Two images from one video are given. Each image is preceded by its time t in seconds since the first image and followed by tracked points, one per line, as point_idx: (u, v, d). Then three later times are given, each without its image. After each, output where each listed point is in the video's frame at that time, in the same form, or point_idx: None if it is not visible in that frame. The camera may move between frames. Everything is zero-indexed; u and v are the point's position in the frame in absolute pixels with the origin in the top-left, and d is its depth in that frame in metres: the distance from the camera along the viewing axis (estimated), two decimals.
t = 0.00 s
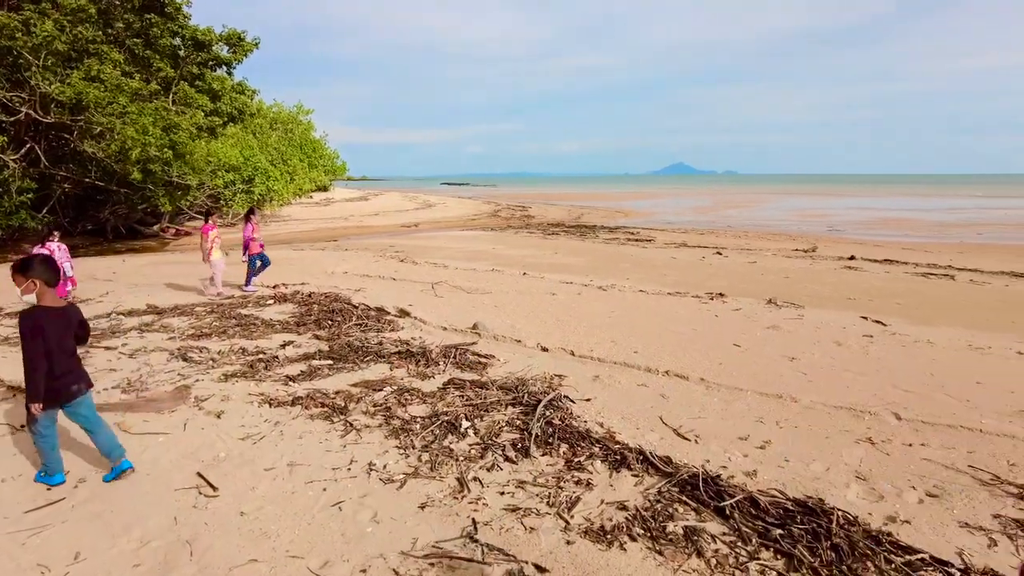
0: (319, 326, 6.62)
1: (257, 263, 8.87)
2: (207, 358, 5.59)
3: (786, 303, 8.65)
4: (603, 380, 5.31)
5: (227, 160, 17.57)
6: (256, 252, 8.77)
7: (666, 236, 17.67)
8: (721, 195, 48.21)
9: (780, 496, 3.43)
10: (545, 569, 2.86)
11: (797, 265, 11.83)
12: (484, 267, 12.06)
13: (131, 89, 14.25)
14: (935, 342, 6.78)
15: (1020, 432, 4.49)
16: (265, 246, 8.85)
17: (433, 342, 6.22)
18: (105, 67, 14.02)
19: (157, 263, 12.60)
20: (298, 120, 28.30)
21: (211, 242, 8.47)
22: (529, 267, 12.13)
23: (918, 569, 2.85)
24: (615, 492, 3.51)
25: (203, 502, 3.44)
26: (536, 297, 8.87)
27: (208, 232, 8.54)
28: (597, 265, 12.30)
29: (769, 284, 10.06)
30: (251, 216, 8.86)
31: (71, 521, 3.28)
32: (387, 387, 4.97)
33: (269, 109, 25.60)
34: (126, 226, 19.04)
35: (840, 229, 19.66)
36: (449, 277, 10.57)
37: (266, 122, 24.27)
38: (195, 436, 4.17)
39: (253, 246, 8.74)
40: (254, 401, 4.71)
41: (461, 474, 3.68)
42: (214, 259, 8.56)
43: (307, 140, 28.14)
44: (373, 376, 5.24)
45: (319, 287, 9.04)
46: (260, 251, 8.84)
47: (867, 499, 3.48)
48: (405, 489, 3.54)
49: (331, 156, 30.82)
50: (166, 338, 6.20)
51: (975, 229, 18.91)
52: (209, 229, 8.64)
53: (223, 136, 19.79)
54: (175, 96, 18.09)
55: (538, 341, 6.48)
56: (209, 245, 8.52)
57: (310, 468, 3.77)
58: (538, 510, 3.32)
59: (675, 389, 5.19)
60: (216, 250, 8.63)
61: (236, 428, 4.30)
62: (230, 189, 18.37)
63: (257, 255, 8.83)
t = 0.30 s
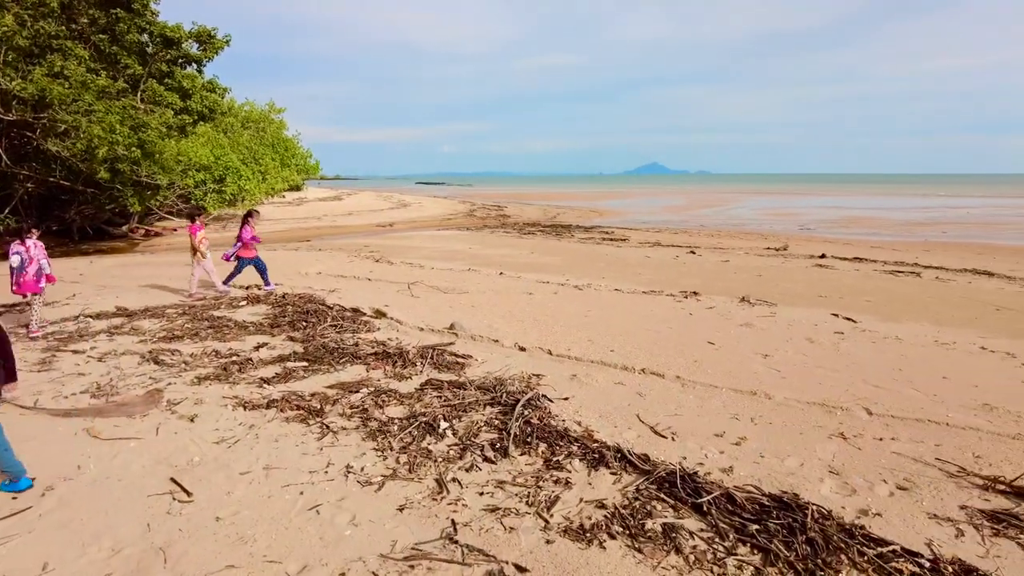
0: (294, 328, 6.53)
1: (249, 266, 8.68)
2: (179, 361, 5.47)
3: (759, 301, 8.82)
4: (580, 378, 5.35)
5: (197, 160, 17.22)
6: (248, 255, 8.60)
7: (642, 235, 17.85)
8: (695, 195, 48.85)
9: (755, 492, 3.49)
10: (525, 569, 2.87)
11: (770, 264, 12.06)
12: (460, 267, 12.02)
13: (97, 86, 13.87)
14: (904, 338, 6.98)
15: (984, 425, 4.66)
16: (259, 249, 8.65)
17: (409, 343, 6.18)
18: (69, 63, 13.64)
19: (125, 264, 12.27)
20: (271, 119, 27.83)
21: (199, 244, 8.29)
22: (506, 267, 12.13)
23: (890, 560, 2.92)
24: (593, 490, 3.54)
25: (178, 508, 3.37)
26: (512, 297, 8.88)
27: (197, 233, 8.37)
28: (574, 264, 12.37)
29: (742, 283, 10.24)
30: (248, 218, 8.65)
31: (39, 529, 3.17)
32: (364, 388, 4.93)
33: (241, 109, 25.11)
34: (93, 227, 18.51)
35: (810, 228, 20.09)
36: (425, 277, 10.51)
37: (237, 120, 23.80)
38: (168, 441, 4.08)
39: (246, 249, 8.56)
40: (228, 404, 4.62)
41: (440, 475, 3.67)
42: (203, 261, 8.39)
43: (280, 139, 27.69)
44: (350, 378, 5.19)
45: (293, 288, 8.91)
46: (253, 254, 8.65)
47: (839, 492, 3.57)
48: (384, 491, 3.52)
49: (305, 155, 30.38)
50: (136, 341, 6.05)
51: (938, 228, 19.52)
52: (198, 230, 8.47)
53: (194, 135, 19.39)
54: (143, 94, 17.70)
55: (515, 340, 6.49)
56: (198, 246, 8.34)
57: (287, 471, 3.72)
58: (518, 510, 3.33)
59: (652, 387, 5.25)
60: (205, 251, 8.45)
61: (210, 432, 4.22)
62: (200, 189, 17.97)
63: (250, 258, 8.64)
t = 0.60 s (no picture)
0: (276, 329, 6.46)
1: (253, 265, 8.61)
2: (160, 364, 5.38)
3: (740, 301, 8.94)
4: (565, 378, 5.37)
5: (177, 159, 16.94)
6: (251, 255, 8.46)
7: (625, 235, 17.98)
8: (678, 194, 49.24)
9: (738, 489, 3.55)
10: (511, 569, 2.89)
11: (751, 263, 12.22)
12: (445, 267, 11.99)
13: (72, 85, 13.59)
14: (882, 336, 7.13)
15: (959, 421, 4.79)
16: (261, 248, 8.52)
17: (394, 344, 6.16)
18: (44, 61, 13.36)
19: (103, 265, 12.03)
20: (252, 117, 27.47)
21: (199, 245, 8.16)
22: (490, 267, 12.14)
23: (869, 555, 2.99)
24: (579, 490, 3.57)
25: (161, 512, 3.32)
26: (497, 297, 8.88)
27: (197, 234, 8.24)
28: (558, 264, 12.42)
29: (724, 282, 10.38)
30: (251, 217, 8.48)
31: (19, 536, 3.09)
32: (348, 391, 4.89)
33: (221, 107, 24.75)
34: (70, 228, 18.11)
35: (790, 228, 20.40)
36: (409, 278, 10.45)
37: (217, 119, 23.46)
38: (150, 444, 4.02)
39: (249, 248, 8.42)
40: (211, 407, 4.56)
41: (426, 476, 3.67)
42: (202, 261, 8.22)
43: (262, 138, 27.34)
44: (334, 380, 5.15)
45: (275, 289, 8.80)
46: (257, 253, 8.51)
47: (820, 489, 3.64)
48: (370, 493, 3.51)
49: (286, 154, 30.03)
50: (116, 343, 5.93)
51: (914, 227, 19.97)
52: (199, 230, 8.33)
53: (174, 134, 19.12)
54: (121, 93, 17.42)
55: (500, 341, 6.50)
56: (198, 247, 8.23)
57: (271, 475, 3.69)
58: (504, 510, 3.35)
59: (636, 387, 5.30)
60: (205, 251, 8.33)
61: (193, 435, 4.16)
62: (180, 189, 17.66)
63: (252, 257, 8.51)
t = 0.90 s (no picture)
0: (262, 331, 6.41)
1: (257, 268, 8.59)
2: (145, 366, 5.32)
3: (725, 300, 9.04)
4: (551, 378, 5.40)
5: (160, 160, 16.73)
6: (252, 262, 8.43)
7: (611, 235, 18.09)
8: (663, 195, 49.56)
9: (722, 486, 3.60)
10: (498, 567, 2.90)
11: (736, 263, 12.36)
12: (433, 267, 11.98)
13: (53, 84, 13.57)
14: (864, 334, 7.26)
15: (939, 417, 4.89)
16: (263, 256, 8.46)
17: (381, 344, 6.15)
18: (24, 59, 13.21)
19: (85, 267, 11.87)
20: (237, 117, 27.17)
21: (201, 246, 8.09)
22: (478, 268, 12.15)
23: (850, 549, 3.05)
24: (565, 488, 3.60)
25: (146, 515, 3.28)
26: (484, 297, 8.90)
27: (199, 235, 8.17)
28: (545, 264, 12.46)
29: (709, 282, 10.48)
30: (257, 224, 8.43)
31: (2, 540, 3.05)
32: (335, 391, 4.88)
33: (205, 107, 24.45)
34: (51, 229, 17.80)
35: (775, 227, 20.63)
36: (396, 278, 10.41)
37: (202, 119, 23.17)
38: (135, 446, 3.97)
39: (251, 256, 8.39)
40: (196, 409, 4.52)
41: (413, 476, 3.67)
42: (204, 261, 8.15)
43: (247, 138, 27.08)
44: (321, 380, 5.13)
45: (261, 290, 8.73)
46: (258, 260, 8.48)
47: (803, 486, 3.71)
48: (357, 493, 3.51)
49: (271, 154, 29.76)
50: (100, 345, 5.85)
51: (896, 227, 20.31)
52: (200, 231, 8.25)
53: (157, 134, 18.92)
54: (103, 92, 17.22)
55: (487, 341, 6.52)
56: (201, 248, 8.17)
57: (258, 476, 3.67)
58: (490, 509, 3.36)
59: (622, 386, 5.34)
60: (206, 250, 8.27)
61: (179, 437, 4.12)
62: (163, 190, 17.55)
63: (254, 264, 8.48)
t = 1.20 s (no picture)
0: (246, 332, 6.36)
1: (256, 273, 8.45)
2: (128, 368, 5.25)
3: (707, 299, 9.17)
4: (536, 377, 5.44)
5: (142, 161, 16.47)
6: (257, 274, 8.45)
7: (594, 236, 18.20)
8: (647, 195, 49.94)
9: (704, 481, 3.67)
10: (484, 563, 2.93)
11: (718, 263, 12.53)
12: (417, 268, 11.96)
13: (32, 83, 13.31)
14: (843, 332, 7.41)
15: (914, 412, 5.02)
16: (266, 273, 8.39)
17: (366, 345, 6.14)
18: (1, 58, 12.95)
19: (64, 269, 11.64)
20: (219, 116, 26.80)
21: (202, 247, 7.98)
22: (463, 268, 12.14)
23: (827, 540, 3.13)
24: (551, 484, 3.63)
25: (132, 516, 3.25)
26: (469, 298, 8.91)
27: (200, 234, 8.02)
28: (530, 265, 12.51)
29: (693, 281, 10.60)
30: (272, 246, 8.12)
31: None
32: (320, 392, 4.86)
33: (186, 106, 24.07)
34: (29, 230, 17.35)
35: (758, 227, 20.89)
36: (380, 279, 10.38)
37: (183, 118, 22.82)
38: (120, 448, 3.93)
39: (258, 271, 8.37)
40: (181, 410, 4.48)
41: (399, 475, 3.68)
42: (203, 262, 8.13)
43: (229, 138, 26.76)
44: (306, 381, 5.11)
45: (244, 292, 8.65)
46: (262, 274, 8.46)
47: (783, 480, 3.79)
48: (344, 492, 3.51)
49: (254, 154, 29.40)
50: (82, 348, 5.76)
51: (875, 226, 20.70)
52: (203, 229, 8.10)
53: (138, 135, 18.68)
54: (83, 91, 16.92)
55: (472, 341, 6.54)
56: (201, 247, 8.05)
57: (245, 476, 3.65)
58: (476, 506, 3.39)
59: (607, 384, 5.40)
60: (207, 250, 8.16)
61: (164, 438, 4.08)
62: (145, 192, 17.43)
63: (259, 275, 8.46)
